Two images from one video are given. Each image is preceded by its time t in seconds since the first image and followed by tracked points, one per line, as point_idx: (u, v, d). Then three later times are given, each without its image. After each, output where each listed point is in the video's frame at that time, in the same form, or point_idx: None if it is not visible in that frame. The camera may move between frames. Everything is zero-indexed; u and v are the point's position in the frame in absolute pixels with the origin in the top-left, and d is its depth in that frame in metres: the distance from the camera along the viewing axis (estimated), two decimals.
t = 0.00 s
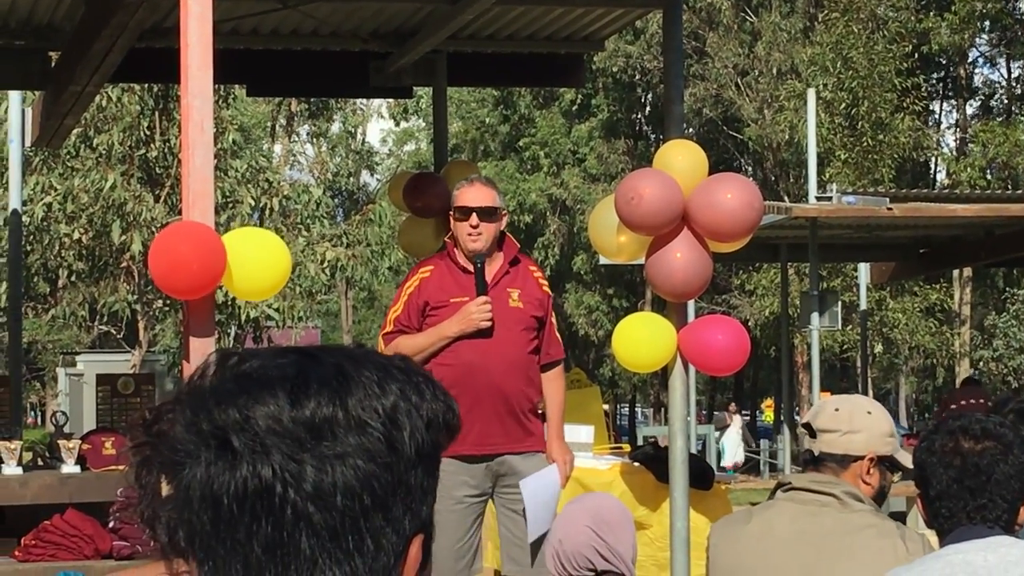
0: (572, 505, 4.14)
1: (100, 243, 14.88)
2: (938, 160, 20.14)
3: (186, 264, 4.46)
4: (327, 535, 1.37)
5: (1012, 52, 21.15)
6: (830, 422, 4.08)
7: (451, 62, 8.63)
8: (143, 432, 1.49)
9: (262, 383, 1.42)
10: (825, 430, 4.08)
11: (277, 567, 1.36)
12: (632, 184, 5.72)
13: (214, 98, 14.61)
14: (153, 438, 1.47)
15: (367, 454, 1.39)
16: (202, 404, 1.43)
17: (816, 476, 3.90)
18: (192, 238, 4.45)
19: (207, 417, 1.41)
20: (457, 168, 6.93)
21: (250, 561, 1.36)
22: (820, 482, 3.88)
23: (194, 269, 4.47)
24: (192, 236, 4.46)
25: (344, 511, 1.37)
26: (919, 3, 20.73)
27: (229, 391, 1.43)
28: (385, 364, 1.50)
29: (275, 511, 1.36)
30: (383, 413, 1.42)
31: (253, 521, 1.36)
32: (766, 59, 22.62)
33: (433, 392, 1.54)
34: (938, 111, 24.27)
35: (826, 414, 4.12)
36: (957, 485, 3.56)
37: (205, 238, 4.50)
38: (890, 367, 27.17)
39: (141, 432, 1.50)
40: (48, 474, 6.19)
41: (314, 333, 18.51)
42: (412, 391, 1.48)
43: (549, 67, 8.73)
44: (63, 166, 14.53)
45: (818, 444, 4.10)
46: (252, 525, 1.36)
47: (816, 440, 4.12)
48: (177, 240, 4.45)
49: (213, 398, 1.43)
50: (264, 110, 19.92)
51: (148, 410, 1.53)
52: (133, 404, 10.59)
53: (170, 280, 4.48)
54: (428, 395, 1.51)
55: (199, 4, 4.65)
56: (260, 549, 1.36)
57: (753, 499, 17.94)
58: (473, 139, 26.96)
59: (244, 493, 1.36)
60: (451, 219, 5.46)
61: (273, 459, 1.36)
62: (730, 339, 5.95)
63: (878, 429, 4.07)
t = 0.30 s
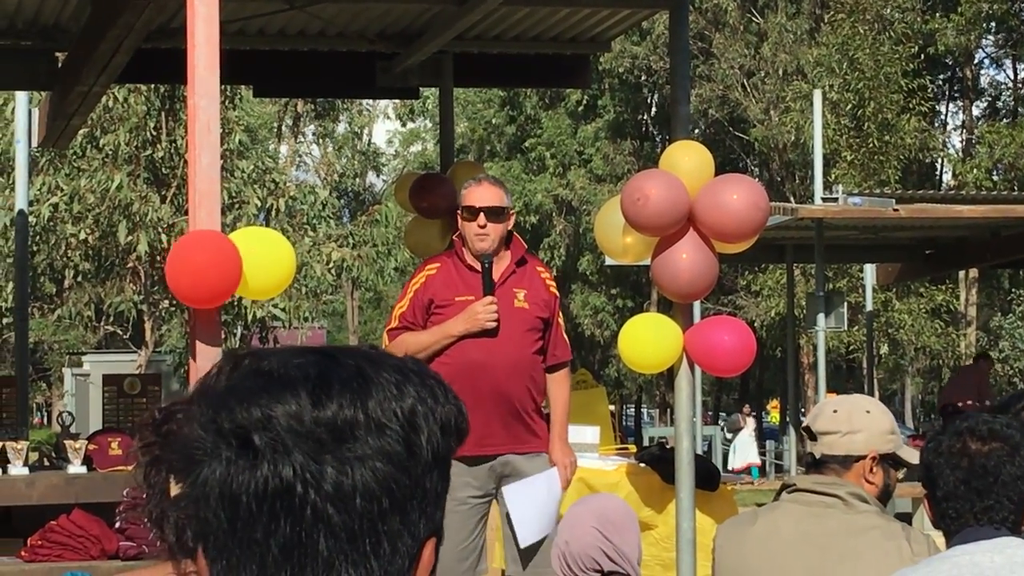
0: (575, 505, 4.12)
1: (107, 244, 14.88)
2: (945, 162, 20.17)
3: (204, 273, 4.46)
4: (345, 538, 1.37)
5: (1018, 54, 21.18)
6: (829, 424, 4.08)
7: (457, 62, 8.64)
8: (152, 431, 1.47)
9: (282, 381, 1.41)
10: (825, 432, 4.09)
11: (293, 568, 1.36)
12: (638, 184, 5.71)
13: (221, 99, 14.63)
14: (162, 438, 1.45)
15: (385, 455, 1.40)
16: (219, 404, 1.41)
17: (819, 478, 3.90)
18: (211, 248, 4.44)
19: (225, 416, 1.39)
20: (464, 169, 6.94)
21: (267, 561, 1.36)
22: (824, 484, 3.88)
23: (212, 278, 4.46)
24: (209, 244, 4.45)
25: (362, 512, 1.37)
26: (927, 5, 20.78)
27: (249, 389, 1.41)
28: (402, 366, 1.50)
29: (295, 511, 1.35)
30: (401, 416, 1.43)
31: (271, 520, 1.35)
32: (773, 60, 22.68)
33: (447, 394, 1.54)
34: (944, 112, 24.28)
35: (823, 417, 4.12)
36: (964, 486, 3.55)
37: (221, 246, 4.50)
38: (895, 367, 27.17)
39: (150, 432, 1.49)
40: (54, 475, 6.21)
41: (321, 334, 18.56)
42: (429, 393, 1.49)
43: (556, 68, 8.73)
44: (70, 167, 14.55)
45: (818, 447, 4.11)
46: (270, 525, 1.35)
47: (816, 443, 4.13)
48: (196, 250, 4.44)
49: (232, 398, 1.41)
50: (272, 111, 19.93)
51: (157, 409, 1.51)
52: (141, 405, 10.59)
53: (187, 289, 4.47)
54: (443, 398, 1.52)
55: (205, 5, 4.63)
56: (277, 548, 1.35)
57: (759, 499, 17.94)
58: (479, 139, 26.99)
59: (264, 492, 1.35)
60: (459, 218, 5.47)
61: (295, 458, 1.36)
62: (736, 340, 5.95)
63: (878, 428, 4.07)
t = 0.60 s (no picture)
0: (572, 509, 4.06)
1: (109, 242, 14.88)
2: (947, 161, 20.20)
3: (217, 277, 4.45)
4: (356, 535, 1.37)
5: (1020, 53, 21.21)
6: (821, 424, 4.08)
7: (459, 60, 8.65)
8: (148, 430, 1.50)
9: (296, 377, 1.41)
10: (817, 433, 4.08)
11: (303, 567, 1.36)
12: (640, 182, 5.71)
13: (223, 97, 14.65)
14: (158, 436, 1.48)
15: (397, 453, 1.39)
16: (232, 400, 1.41)
17: (818, 477, 3.91)
18: (223, 251, 4.45)
19: (238, 414, 1.39)
20: (467, 167, 6.93)
21: (276, 557, 1.36)
22: (823, 483, 3.89)
23: (228, 279, 4.46)
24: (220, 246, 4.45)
25: (373, 511, 1.37)
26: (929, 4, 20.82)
27: (264, 386, 1.41)
28: (414, 364, 1.50)
29: (307, 506, 1.35)
30: (414, 415, 1.43)
31: (282, 517, 1.35)
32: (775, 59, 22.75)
33: (457, 392, 1.54)
34: (946, 111, 24.30)
35: (810, 417, 4.12)
36: (967, 484, 3.54)
37: (232, 250, 4.50)
38: (897, 367, 27.19)
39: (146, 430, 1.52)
40: (56, 473, 6.21)
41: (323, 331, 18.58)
42: (440, 391, 1.49)
43: (558, 66, 8.74)
44: (72, 165, 14.56)
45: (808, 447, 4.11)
46: (280, 521, 1.35)
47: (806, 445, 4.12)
48: (209, 252, 4.44)
49: (246, 394, 1.41)
50: (274, 109, 19.98)
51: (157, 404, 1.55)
52: (142, 404, 10.59)
53: (198, 291, 4.46)
54: (453, 396, 1.51)
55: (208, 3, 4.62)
56: (287, 545, 1.35)
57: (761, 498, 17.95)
58: (481, 138, 27.02)
59: (276, 489, 1.35)
60: (466, 221, 5.46)
61: (308, 455, 1.35)
62: (739, 339, 5.94)
63: (869, 423, 4.06)
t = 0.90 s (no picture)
0: (568, 500, 3.99)
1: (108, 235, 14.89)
2: (947, 155, 20.21)
3: (207, 265, 4.44)
4: (348, 525, 1.38)
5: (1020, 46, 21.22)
6: (812, 420, 4.08)
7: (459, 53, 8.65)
8: (141, 423, 1.65)
9: (285, 366, 1.43)
10: (809, 430, 4.08)
11: (299, 558, 1.38)
12: (638, 175, 5.71)
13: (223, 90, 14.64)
14: (151, 427, 1.62)
15: (390, 442, 1.41)
16: (224, 390, 1.43)
17: (815, 470, 3.91)
18: (213, 240, 4.43)
19: (228, 404, 1.41)
20: (466, 160, 6.93)
21: (269, 548, 1.38)
22: (820, 476, 3.89)
23: (217, 268, 4.46)
24: (212, 236, 4.44)
25: (366, 501, 1.39)
26: None
27: (254, 376, 1.43)
28: (405, 352, 1.51)
29: (299, 498, 1.37)
30: (405, 403, 1.44)
31: (275, 508, 1.37)
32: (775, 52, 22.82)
33: (449, 377, 1.55)
34: (946, 106, 24.30)
35: (801, 412, 4.13)
36: (966, 477, 3.54)
37: (224, 240, 4.49)
38: (896, 360, 27.21)
39: (140, 424, 1.66)
40: (55, 465, 6.22)
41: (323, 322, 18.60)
42: (432, 378, 1.50)
43: (558, 58, 8.74)
44: (71, 157, 14.56)
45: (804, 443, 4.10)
46: (272, 513, 1.38)
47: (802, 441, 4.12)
48: (197, 240, 4.42)
49: (237, 383, 1.43)
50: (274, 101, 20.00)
51: (144, 401, 1.67)
52: (141, 394, 10.58)
53: (189, 280, 4.46)
54: (444, 382, 1.52)
55: None
56: (280, 536, 1.37)
57: (760, 492, 17.98)
58: (482, 132, 27.03)
59: (268, 479, 1.37)
60: (477, 213, 5.50)
61: (299, 446, 1.37)
62: (738, 332, 5.94)
63: (860, 414, 4.06)
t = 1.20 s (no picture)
0: (565, 490, 3.97)
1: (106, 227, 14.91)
2: (944, 148, 20.24)
3: (197, 254, 4.44)
4: (346, 518, 1.43)
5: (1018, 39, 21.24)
6: (793, 417, 4.08)
7: (457, 45, 8.65)
8: (135, 416, 1.65)
9: (286, 359, 1.46)
10: (791, 426, 4.08)
11: (298, 550, 1.42)
12: (632, 167, 5.71)
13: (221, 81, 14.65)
14: (143, 421, 1.62)
15: (391, 437, 1.45)
16: (224, 383, 1.46)
17: (807, 463, 3.91)
18: (203, 228, 4.42)
19: (229, 398, 1.44)
20: (465, 153, 6.94)
21: (268, 541, 1.42)
22: (812, 469, 3.89)
23: (208, 255, 4.45)
24: (203, 225, 4.44)
25: (364, 494, 1.43)
26: None
27: (253, 368, 1.45)
28: (403, 344, 1.53)
29: (299, 492, 1.41)
30: (405, 395, 1.47)
31: (274, 501, 1.41)
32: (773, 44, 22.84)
33: (446, 370, 1.57)
34: (944, 99, 24.31)
35: (782, 409, 4.12)
36: (964, 471, 3.54)
37: (216, 228, 4.48)
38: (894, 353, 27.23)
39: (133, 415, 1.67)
40: (53, 457, 6.22)
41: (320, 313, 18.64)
42: (431, 370, 1.53)
43: (556, 50, 8.73)
44: (69, 149, 14.58)
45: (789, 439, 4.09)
46: (270, 508, 1.41)
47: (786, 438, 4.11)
48: (188, 229, 4.42)
49: (236, 376, 1.46)
50: (272, 93, 20.02)
51: (139, 394, 1.69)
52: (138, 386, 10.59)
53: (181, 269, 4.45)
54: (442, 373, 1.55)
55: None
56: (279, 530, 1.41)
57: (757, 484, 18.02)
58: (480, 124, 27.05)
59: (267, 473, 1.41)
60: (504, 204, 5.54)
61: (300, 439, 1.41)
62: (736, 327, 5.95)
63: (840, 406, 4.07)
